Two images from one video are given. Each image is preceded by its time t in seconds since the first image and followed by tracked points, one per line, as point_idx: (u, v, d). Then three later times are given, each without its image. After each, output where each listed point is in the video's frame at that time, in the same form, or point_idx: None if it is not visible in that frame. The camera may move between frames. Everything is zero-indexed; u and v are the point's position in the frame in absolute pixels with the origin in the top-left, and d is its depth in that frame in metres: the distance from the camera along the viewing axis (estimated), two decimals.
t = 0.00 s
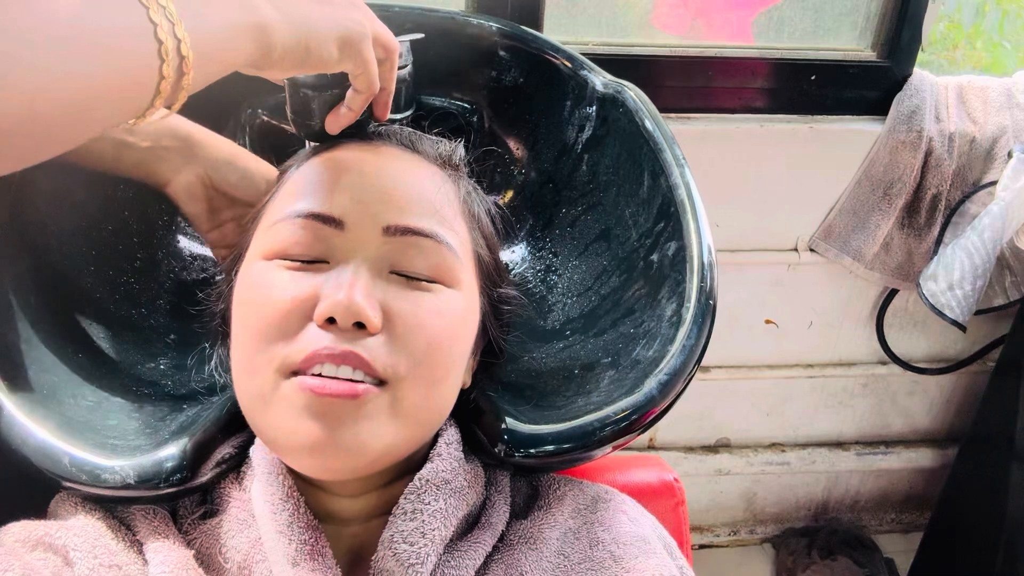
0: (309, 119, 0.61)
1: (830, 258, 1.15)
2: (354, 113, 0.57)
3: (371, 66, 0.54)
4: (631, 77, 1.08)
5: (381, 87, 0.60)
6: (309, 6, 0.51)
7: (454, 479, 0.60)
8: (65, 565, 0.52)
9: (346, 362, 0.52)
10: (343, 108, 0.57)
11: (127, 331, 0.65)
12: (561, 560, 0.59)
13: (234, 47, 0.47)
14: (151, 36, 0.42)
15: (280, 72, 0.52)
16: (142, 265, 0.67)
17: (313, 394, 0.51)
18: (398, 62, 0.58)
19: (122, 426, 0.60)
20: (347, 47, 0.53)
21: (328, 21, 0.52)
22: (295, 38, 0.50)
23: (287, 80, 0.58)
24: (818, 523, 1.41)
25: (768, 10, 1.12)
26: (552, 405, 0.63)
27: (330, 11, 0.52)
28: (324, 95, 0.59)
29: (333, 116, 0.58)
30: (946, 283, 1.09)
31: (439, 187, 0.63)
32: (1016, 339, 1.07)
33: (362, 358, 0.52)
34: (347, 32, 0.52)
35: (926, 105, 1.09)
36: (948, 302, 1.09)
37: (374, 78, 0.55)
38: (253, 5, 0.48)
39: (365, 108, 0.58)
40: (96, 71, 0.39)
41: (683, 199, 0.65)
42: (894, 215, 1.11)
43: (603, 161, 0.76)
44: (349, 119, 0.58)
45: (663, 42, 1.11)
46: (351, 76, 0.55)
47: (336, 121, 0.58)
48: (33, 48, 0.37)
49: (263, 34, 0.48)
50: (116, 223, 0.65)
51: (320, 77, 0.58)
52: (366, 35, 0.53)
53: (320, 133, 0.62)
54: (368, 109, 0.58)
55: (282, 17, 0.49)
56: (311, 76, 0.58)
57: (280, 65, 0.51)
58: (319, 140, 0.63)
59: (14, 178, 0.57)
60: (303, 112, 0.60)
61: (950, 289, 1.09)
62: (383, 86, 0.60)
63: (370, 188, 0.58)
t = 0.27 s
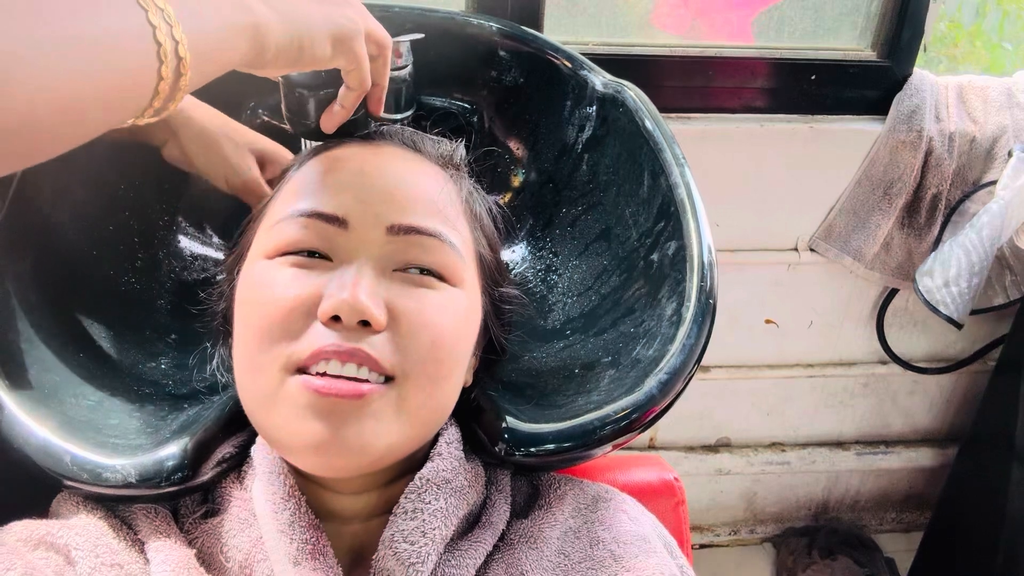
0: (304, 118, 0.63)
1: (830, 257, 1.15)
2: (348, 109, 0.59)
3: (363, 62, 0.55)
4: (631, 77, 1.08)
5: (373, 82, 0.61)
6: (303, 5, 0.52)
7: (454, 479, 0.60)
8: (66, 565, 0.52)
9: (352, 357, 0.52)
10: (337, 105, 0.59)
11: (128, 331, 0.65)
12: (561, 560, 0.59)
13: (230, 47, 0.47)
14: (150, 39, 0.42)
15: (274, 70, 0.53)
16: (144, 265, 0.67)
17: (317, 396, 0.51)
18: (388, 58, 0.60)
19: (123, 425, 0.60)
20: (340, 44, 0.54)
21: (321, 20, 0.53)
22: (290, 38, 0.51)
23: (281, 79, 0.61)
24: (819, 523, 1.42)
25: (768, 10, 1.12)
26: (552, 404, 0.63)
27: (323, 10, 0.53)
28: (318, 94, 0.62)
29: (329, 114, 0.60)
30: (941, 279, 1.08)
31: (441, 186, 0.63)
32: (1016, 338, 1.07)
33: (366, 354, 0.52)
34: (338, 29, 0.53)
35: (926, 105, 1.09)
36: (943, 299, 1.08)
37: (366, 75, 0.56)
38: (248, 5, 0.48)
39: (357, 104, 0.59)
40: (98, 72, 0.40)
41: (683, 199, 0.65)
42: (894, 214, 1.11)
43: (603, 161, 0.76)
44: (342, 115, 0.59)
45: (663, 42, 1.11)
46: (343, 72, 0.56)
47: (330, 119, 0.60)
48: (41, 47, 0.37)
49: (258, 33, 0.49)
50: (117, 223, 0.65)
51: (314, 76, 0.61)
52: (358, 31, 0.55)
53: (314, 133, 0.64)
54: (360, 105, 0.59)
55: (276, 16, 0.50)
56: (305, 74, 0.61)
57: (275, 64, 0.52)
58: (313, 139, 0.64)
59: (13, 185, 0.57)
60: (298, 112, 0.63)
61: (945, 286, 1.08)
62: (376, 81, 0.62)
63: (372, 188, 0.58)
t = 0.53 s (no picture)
0: (305, 115, 0.62)
1: (831, 257, 1.15)
2: (347, 104, 0.59)
3: (365, 58, 0.55)
4: (631, 77, 1.08)
5: (374, 78, 0.62)
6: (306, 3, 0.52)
7: (451, 481, 0.60)
8: (63, 567, 0.52)
9: (348, 366, 0.52)
10: (338, 101, 0.59)
11: (125, 332, 0.65)
12: (559, 562, 0.59)
13: (235, 47, 0.47)
14: (158, 40, 0.42)
15: (277, 69, 0.53)
16: (141, 266, 0.67)
17: (314, 391, 0.51)
18: (389, 54, 0.60)
19: (120, 427, 0.59)
20: (342, 41, 0.54)
21: (325, 17, 0.53)
22: (294, 37, 0.51)
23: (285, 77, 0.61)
24: (819, 523, 1.41)
25: (768, 9, 1.12)
26: (550, 405, 0.63)
27: (327, 8, 0.53)
28: (320, 91, 0.61)
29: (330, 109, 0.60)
30: (946, 282, 1.08)
31: (437, 187, 0.63)
32: (1018, 338, 1.07)
33: (362, 362, 0.52)
34: (341, 26, 0.54)
35: (927, 104, 1.09)
36: (947, 300, 1.09)
37: (367, 71, 0.56)
38: (252, 5, 0.48)
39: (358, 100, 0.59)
40: (107, 75, 0.40)
41: (682, 199, 0.64)
42: (895, 214, 1.10)
43: (602, 161, 0.76)
44: (342, 111, 0.60)
45: (662, 41, 1.11)
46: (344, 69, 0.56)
47: (331, 114, 0.60)
48: (49, 49, 0.37)
49: (263, 32, 0.49)
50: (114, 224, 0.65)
51: (317, 73, 0.60)
52: (359, 26, 0.55)
53: (310, 128, 0.63)
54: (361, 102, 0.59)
55: (280, 15, 0.50)
56: (307, 72, 0.60)
57: (279, 62, 0.52)
58: (311, 134, 0.64)
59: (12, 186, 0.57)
60: (298, 105, 0.62)
61: (950, 288, 1.09)
62: (377, 77, 0.62)
63: (368, 189, 0.58)
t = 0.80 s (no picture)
0: (315, 106, 0.67)
1: (832, 256, 1.15)
2: (357, 95, 0.60)
3: (376, 51, 0.56)
4: (632, 76, 1.08)
5: (383, 71, 0.62)
6: None
7: (455, 477, 0.60)
8: (69, 563, 0.52)
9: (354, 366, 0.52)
10: (349, 95, 0.60)
11: (129, 329, 0.65)
12: (563, 558, 0.59)
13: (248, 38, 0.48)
14: (177, 28, 0.42)
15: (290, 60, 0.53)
16: (145, 264, 0.68)
17: (318, 397, 0.51)
18: (398, 47, 0.60)
19: (125, 424, 0.60)
20: (353, 31, 0.55)
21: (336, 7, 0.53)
22: (307, 28, 0.51)
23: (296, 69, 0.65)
24: (820, 521, 1.42)
25: (769, 8, 1.12)
26: (553, 402, 0.63)
27: None
28: (329, 83, 0.65)
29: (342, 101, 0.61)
30: (948, 282, 1.09)
31: (440, 185, 0.63)
32: (1019, 335, 1.07)
33: (368, 359, 0.52)
34: (352, 17, 0.54)
35: (928, 103, 1.09)
36: (951, 301, 1.09)
37: (378, 63, 0.57)
38: None
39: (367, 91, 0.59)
40: (126, 68, 0.40)
41: (684, 197, 0.65)
42: (896, 213, 1.11)
43: (604, 159, 0.76)
44: (353, 104, 0.60)
45: (663, 41, 1.11)
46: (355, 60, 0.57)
47: (342, 106, 0.61)
48: (68, 45, 0.37)
49: (275, 24, 0.49)
50: (118, 222, 0.66)
51: (327, 65, 0.65)
52: (371, 17, 0.55)
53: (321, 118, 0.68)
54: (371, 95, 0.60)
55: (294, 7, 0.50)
56: (318, 64, 0.65)
57: (292, 53, 0.52)
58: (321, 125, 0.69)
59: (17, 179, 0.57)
60: (307, 97, 0.66)
61: (953, 288, 1.09)
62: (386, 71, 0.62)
63: (372, 187, 0.58)
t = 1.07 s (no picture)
0: (314, 109, 0.68)
1: (834, 257, 1.14)
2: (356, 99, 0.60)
3: (374, 54, 0.56)
4: (633, 77, 1.07)
5: (382, 73, 0.62)
6: None
7: (454, 485, 0.60)
8: (66, 571, 0.52)
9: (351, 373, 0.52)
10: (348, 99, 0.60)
11: (127, 335, 0.65)
12: (562, 566, 0.59)
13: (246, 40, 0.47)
14: (173, 30, 0.42)
15: (289, 62, 0.53)
16: (143, 268, 0.67)
17: (316, 407, 0.51)
18: (397, 49, 0.60)
19: (122, 430, 0.59)
20: (353, 33, 0.54)
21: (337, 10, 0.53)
22: (306, 30, 0.51)
23: (295, 72, 0.66)
24: (821, 523, 1.41)
25: (770, 9, 1.11)
26: (553, 407, 0.63)
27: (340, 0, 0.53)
28: (328, 87, 0.66)
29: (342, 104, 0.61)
30: (947, 282, 1.08)
31: (437, 189, 0.62)
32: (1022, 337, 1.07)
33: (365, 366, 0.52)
34: (352, 19, 0.54)
35: (930, 104, 1.09)
36: (950, 300, 1.08)
37: (377, 66, 0.57)
38: None
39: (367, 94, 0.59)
40: (123, 71, 0.40)
41: (685, 200, 0.64)
42: (898, 214, 1.10)
43: (604, 162, 0.76)
44: (353, 107, 0.60)
45: (664, 41, 1.11)
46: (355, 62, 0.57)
47: (341, 110, 0.61)
48: (64, 49, 0.37)
49: (274, 26, 0.49)
50: (115, 227, 0.65)
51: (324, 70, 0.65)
52: (371, 19, 0.55)
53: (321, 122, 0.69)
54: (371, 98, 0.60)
55: (293, 9, 0.50)
56: (318, 69, 0.66)
57: (292, 55, 0.52)
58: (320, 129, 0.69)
59: (11, 184, 0.58)
60: (307, 102, 0.67)
61: (951, 288, 1.08)
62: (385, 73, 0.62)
63: (367, 192, 0.58)
